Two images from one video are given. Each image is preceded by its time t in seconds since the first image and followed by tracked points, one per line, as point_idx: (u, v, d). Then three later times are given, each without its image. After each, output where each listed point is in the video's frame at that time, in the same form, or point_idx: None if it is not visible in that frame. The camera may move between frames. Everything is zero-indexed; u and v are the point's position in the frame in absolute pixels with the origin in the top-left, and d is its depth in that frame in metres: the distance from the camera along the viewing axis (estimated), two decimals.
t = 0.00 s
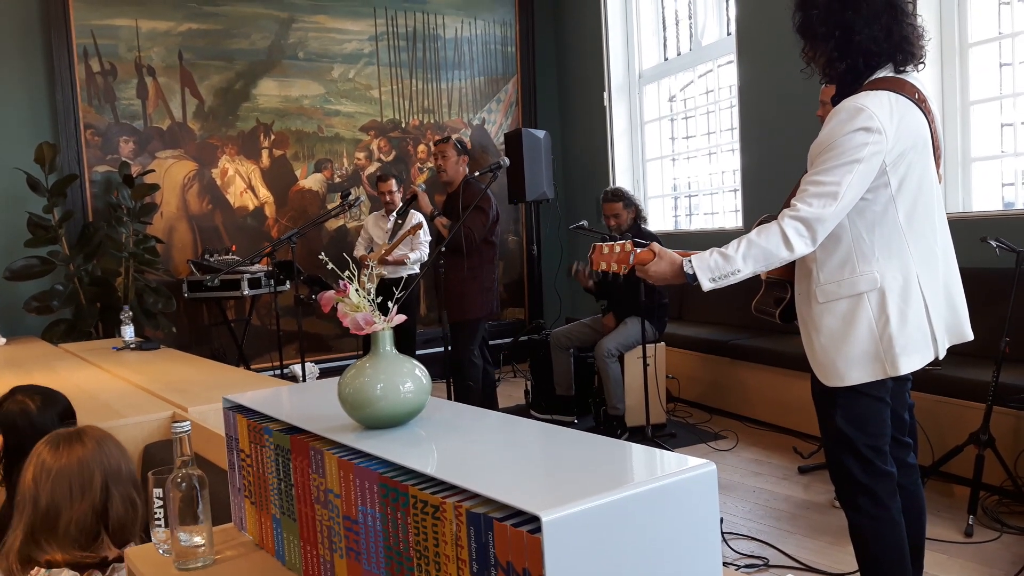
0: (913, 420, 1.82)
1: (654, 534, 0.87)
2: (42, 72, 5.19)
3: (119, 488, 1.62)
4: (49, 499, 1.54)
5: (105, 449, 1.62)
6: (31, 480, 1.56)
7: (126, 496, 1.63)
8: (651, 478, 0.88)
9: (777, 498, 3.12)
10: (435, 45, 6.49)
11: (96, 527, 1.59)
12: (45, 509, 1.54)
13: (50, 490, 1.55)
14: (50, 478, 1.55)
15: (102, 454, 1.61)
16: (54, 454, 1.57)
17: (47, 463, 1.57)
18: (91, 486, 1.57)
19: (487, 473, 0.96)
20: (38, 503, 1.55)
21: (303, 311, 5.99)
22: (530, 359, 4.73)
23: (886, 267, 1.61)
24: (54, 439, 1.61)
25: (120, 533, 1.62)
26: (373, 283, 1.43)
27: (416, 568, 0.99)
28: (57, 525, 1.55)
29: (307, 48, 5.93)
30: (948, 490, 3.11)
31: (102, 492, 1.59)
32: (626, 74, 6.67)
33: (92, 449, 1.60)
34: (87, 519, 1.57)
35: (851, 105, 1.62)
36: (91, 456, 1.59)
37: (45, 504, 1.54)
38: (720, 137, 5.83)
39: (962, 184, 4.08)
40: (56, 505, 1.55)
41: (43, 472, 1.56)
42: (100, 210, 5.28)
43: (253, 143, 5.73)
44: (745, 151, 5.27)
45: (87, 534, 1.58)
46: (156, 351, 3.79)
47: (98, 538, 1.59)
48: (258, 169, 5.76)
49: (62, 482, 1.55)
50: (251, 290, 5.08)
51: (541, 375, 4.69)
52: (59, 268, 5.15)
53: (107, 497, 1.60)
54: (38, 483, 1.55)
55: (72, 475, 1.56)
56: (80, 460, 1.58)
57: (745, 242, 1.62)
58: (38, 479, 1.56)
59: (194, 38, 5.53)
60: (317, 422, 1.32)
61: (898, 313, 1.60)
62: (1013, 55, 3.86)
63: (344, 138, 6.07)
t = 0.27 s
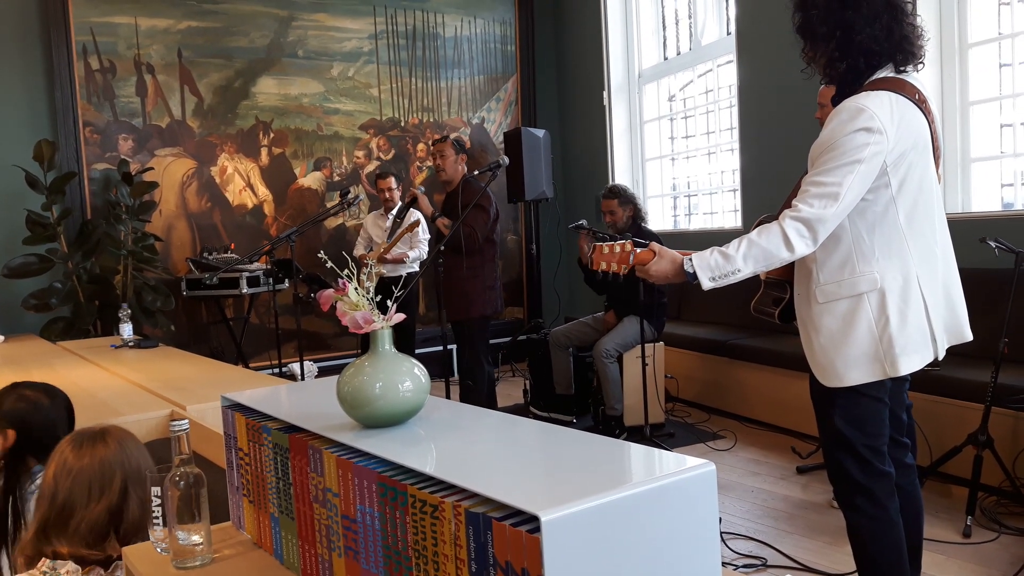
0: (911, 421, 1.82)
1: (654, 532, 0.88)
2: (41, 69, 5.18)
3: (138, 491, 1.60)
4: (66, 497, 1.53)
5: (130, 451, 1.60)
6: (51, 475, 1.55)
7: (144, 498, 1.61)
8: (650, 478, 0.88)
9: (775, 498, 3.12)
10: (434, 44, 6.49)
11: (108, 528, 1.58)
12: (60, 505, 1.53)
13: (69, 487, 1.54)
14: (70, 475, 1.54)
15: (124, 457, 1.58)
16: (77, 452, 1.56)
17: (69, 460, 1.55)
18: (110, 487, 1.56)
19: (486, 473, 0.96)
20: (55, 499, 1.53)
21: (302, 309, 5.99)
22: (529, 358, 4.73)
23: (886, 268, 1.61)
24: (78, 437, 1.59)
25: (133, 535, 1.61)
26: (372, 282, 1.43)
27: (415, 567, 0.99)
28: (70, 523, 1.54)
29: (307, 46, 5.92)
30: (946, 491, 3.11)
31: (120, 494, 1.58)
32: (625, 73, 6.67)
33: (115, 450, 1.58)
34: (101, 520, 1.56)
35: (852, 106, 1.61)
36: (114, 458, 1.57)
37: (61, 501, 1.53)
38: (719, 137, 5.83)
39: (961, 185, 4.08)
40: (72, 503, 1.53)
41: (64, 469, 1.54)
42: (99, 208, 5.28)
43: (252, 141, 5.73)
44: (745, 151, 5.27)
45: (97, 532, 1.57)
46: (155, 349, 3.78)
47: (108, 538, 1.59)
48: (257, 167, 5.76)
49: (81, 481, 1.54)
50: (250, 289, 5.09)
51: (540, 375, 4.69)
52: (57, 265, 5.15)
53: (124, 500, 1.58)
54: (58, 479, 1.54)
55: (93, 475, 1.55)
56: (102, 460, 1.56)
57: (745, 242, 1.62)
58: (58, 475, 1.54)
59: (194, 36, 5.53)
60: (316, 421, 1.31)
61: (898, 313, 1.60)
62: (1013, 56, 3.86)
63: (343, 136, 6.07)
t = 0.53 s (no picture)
0: (910, 421, 1.82)
1: (653, 532, 0.87)
2: (40, 69, 5.18)
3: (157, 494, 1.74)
4: (91, 490, 1.70)
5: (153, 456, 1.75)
6: (81, 469, 1.73)
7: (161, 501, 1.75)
8: (649, 478, 0.88)
9: (773, 498, 3.12)
10: (434, 43, 6.48)
11: (123, 526, 1.72)
12: (85, 498, 1.70)
13: (95, 482, 1.71)
14: (97, 471, 1.71)
15: (147, 459, 1.74)
16: (106, 451, 1.72)
17: (96, 458, 1.72)
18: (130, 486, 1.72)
19: (485, 472, 0.96)
20: (82, 491, 1.71)
21: (301, 308, 5.99)
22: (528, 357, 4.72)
23: (885, 268, 1.61)
24: (111, 437, 1.76)
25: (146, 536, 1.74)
26: (371, 281, 1.43)
27: (414, 567, 0.99)
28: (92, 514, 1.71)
29: (306, 45, 5.92)
30: (944, 491, 3.11)
31: (139, 494, 1.73)
32: (625, 73, 6.67)
33: (139, 453, 1.74)
34: (118, 516, 1.71)
35: (851, 106, 1.61)
36: (137, 460, 1.73)
37: (87, 494, 1.70)
38: (719, 137, 5.83)
39: (960, 185, 4.08)
40: (97, 496, 1.70)
41: (92, 464, 1.72)
42: (98, 207, 5.27)
43: (251, 140, 5.72)
44: (744, 151, 5.27)
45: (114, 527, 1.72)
46: (153, 348, 3.78)
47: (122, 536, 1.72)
48: (256, 166, 5.75)
49: (106, 477, 1.71)
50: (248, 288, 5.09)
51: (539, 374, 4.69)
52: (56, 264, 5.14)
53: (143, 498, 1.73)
54: (86, 473, 1.71)
55: (117, 474, 1.71)
56: (126, 461, 1.72)
57: (744, 241, 1.62)
58: (86, 470, 1.72)
59: (192, 35, 5.52)
60: (315, 421, 1.31)
61: (897, 314, 1.60)
62: (1012, 56, 3.86)
63: (342, 136, 6.06)
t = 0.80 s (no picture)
0: (907, 421, 1.82)
1: (650, 531, 0.87)
2: (37, 68, 5.17)
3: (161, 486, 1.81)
4: (98, 482, 1.75)
5: (157, 449, 1.83)
6: (84, 463, 1.76)
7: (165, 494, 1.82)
8: (647, 478, 0.88)
9: (771, 497, 3.12)
10: (432, 43, 6.48)
11: (129, 519, 1.76)
12: (91, 493, 1.74)
13: (101, 475, 1.75)
14: (103, 464, 1.76)
15: (152, 450, 1.81)
16: (111, 444, 1.79)
17: (101, 453, 1.77)
18: (136, 479, 1.77)
19: (482, 472, 0.96)
20: (87, 486, 1.75)
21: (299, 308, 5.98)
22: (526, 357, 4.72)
23: (883, 267, 1.61)
24: (111, 431, 1.82)
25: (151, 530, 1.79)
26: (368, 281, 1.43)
27: (411, 566, 0.98)
28: (97, 510, 1.74)
29: (304, 45, 5.91)
30: (942, 490, 3.12)
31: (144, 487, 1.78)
32: (623, 73, 6.67)
33: (145, 444, 1.81)
34: (124, 510, 1.75)
35: (849, 105, 1.61)
36: (143, 453, 1.80)
37: (93, 487, 1.74)
38: (717, 137, 5.83)
39: (958, 185, 4.09)
40: (103, 489, 1.75)
41: (97, 459, 1.76)
42: (96, 206, 5.26)
43: (249, 140, 5.72)
44: (742, 151, 5.27)
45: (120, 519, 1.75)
46: (151, 348, 3.77)
47: (128, 530, 1.76)
48: (254, 166, 5.74)
49: (112, 469, 1.76)
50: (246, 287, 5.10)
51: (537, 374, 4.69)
52: (53, 264, 5.13)
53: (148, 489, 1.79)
54: (91, 468, 1.76)
55: (124, 466, 1.77)
56: (132, 454, 1.78)
57: (742, 238, 1.62)
58: (91, 463, 1.76)
59: (190, 34, 5.51)
60: (312, 420, 1.31)
61: (894, 313, 1.60)
62: (1010, 56, 3.86)
63: (340, 135, 6.06)
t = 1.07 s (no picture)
0: (903, 421, 1.83)
1: (648, 531, 0.88)
2: (34, 69, 5.16)
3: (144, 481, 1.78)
4: (80, 484, 1.71)
5: (137, 445, 1.79)
6: (65, 466, 1.72)
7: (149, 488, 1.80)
8: (644, 478, 0.89)
9: (768, 498, 3.12)
10: (429, 44, 6.49)
11: (117, 517, 1.74)
12: (75, 494, 1.70)
13: (83, 476, 1.71)
14: (84, 465, 1.72)
15: (134, 449, 1.78)
16: (91, 445, 1.74)
17: (80, 453, 1.73)
18: (120, 477, 1.74)
19: (479, 473, 0.96)
20: (68, 488, 1.71)
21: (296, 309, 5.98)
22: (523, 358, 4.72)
23: (879, 268, 1.61)
24: (89, 432, 1.78)
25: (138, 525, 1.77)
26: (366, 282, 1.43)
27: (408, 567, 0.99)
28: (82, 511, 1.71)
29: (301, 46, 5.91)
30: (938, 491, 3.13)
31: (128, 483, 1.76)
32: (620, 74, 6.67)
33: (126, 443, 1.77)
34: (111, 508, 1.73)
35: (845, 106, 1.62)
36: (124, 450, 1.76)
37: (75, 489, 1.70)
38: (714, 138, 5.84)
39: (954, 186, 4.10)
40: (86, 491, 1.71)
41: (78, 460, 1.72)
42: (93, 207, 5.25)
43: (246, 141, 5.71)
44: (738, 152, 5.28)
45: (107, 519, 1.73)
46: (148, 349, 3.77)
47: (117, 527, 1.75)
48: (251, 167, 5.74)
49: (94, 470, 1.72)
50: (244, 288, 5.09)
51: (534, 375, 4.69)
52: (50, 265, 5.12)
53: (133, 488, 1.76)
54: (72, 470, 1.71)
55: (106, 466, 1.73)
56: (114, 452, 1.75)
57: (739, 238, 1.63)
58: (72, 465, 1.72)
59: (187, 35, 5.51)
60: (309, 421, 1.31)
61: (891, 313, 1.60)
62: (1006, 57, 3.87)
63: (337, 136, 6.05)
